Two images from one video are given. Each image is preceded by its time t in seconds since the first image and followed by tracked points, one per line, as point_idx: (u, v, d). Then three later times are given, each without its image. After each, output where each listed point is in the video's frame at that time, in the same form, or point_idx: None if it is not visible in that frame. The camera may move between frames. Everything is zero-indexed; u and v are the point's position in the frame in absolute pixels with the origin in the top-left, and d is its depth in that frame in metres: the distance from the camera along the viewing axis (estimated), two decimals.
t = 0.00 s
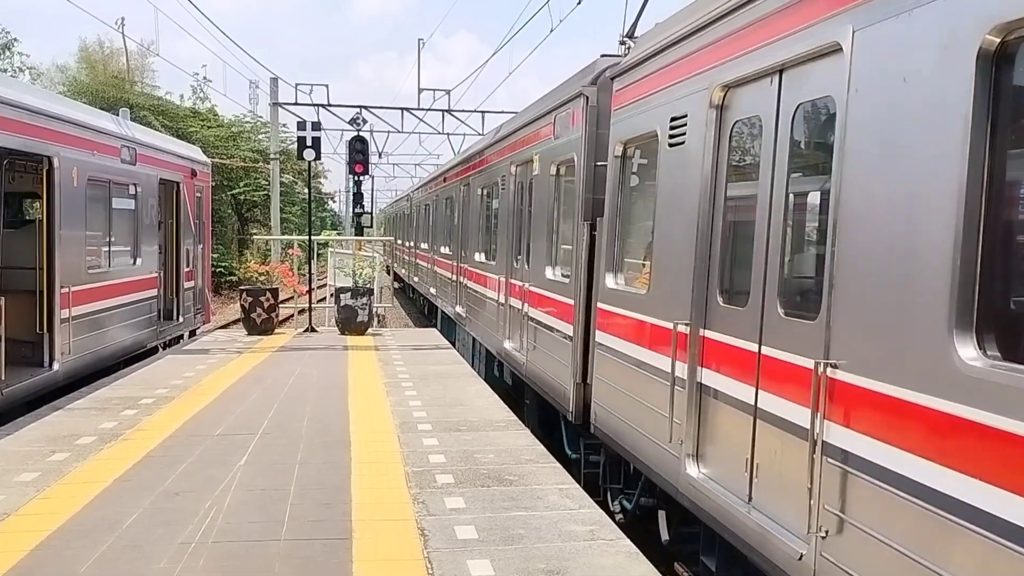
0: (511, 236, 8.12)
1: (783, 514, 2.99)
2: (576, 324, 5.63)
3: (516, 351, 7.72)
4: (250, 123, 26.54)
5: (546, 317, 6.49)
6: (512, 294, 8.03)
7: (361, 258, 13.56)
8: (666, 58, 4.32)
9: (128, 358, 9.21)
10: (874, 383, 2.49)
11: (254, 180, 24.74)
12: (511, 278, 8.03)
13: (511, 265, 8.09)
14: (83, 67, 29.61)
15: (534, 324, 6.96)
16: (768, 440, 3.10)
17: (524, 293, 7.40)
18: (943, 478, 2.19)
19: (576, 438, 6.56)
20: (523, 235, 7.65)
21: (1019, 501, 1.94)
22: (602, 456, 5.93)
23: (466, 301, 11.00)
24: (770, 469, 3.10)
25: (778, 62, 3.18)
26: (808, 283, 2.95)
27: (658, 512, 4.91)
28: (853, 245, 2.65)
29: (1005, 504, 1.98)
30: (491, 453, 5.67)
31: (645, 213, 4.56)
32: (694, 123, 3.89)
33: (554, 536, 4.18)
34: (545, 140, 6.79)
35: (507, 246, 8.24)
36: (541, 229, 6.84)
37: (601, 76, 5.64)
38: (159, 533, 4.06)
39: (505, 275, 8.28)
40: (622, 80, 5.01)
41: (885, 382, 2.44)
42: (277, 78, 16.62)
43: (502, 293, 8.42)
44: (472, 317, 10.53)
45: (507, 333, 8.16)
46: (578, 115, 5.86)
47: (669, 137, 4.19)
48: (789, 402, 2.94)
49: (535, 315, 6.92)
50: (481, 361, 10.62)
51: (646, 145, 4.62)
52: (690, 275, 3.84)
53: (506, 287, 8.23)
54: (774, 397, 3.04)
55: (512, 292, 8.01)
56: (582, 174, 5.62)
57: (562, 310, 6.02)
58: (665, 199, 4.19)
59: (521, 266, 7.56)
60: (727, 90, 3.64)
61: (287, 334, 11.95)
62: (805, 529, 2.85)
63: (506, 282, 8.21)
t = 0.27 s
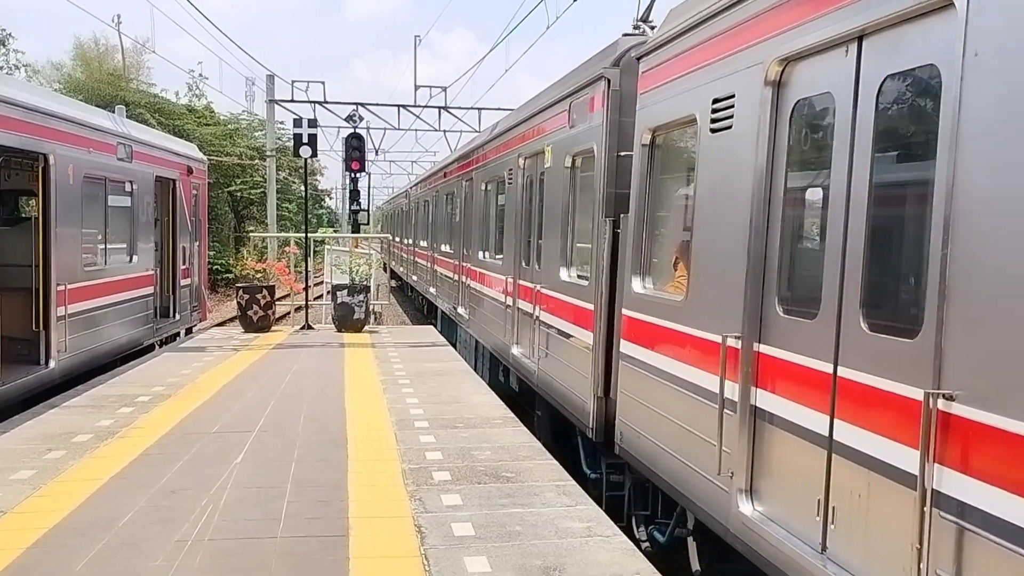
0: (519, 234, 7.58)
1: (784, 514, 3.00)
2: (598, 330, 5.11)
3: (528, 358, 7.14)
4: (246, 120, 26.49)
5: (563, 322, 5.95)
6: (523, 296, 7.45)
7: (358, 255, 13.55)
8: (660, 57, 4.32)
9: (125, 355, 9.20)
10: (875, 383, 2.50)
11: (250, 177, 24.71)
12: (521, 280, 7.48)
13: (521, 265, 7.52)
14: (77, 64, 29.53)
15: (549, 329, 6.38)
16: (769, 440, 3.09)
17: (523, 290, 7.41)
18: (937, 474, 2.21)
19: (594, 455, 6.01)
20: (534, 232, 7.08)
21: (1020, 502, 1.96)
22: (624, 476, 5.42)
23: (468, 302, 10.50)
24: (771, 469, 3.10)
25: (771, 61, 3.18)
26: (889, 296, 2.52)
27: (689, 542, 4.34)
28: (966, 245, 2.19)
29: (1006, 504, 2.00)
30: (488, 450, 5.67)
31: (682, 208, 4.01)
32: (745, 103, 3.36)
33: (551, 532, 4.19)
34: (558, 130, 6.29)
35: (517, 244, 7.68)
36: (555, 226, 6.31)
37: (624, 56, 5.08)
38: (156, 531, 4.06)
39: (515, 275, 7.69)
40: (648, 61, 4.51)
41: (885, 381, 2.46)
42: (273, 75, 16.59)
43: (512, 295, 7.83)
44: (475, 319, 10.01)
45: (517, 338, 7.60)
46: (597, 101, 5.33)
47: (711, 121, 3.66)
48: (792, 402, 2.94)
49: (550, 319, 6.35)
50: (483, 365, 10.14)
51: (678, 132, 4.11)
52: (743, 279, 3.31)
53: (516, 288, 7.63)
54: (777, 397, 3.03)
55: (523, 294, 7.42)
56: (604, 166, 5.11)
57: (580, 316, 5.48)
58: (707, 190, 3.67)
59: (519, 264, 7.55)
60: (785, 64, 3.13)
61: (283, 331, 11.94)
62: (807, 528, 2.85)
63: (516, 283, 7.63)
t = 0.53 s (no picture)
0: (533, 232, 7.02)
1: (772, 513, 2.96)
2: (627, 337, 4.56)
3: (542, 368, 6.57)
4: (245, 120, 26.48)
5: (582, 330, 5.41)
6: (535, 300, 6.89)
7: (357, 254, 13.55)
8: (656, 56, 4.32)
9: (124, 354, 9.20)
10: (872, 379, 2.47)
11: (249, 176, 24.71)
12: (533, 282, 6.94)
13: (533, 265, 6.98)
14: (76, 63, 29.52)
15: (566, 336, 5.83)
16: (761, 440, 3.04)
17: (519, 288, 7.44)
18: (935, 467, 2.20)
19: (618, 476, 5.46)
20: (547, 231, 6.55)
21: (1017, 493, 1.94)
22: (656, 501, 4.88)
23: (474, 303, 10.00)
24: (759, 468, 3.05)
25: (768, 59, 3.17)
26: None
27: None
28: None
29: (1002, 495, 1.98)
30: (487, 448, 5.67)
31: (740, 200, 3.41)
32: (816, 80, 2.84)
33: (549, 530, 4.19)
34: (577, 119, 5.71)
35: (529, 243, 7.12)
36: (573, 224, 5.74)
37: (656, 34, 4.52)
38: (155, 530, 4.06)
39: (526, 277, 7.15)
40: (683, 40, 4.02)
41: (881, 377, 2.43)
42: (272, 75, 16.59)
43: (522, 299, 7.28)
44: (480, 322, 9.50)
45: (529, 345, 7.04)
46: (625, 86, 4.76)
47: (771, 102, 3.14)
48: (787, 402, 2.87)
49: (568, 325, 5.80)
50: (488, 369, 9.69)
51: (723, 116, 3.59)
52: (814, 285, 2.79)
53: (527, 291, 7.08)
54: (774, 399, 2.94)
55: (535, 297, 6.87)
56: (633, 158, 4.57)
57: (605, 323, 4.93)
58: (768, 179, 3.14)
59: (518, 261, 7.54)
60: (867, 31, 2.62)
61: (282, 330, 11.94)
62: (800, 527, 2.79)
63: (527, 286, 7.09)
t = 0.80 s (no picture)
0: (549, 232, 6.46)
1: (780, 515, 2.95)
2: (664, 346, 4.00)
3: (560, 378, 5.99)
4: (244, 119, 26.49)
5: (609, 338, 4.84)
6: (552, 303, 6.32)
7: (357, 253, 13.54)
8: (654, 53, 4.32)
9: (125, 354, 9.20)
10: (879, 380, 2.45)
11: (249, 175, 24.71)
12: (549, 284, 6.37)
13: (549, 266, 6.42)
14: (75, 63, 29.52)
15: (590, 345, 5.26)
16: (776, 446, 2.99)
17: (520, 285, 7.44)
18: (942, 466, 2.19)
19: (653, 499, 4.89)
20: (564, 228, 6.01)
21: None
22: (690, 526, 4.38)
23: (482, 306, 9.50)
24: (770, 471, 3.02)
25: (770, 55, 3.18)
26: None
27: None
28: None
29: (1011, 493, 1.99)
30: (488, 446, 5.67)
31: (799, 197, 3.03)
32: (917, 50, 2.37)
33: (551, 528, 4.19)
34: (599, 107, 5.19)
35: (545, 242, 6.55)
36: (597, 223, 5.18)
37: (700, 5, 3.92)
38: (157, 529, 4.06)
39: (541, 278, 6.59)
40: (730, 11, 3.53)
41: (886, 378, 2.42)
42: (272, 74, 16.60)
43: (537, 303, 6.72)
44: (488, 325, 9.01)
45: (544, 352, 6.48)
46: (658, 66, 4.21)
47: (850, 78, 2.70)
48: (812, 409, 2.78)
49: (591, 333, 5.23)
50: (496, 374, 9.24)
51: (787, 96, 3.12)
52: (919, 295, 2.32)
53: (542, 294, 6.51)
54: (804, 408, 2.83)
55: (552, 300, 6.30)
56: (670, 148, 4.02)
57: (636, 332, 4.37)
58: (852, 168, 2.67)
59: (519, 259, 7.53)
60: None
61: (283, 329, 11.93)
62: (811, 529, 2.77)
63: (543, 289, 6.52)
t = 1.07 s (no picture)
0: (565, 232, 5.96)
1: (776, 513, 2.95)
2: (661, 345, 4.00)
3: (579, 391, 5.48)
4: (244, 120, 26.51)
5: (638, 350, 4.33)
6: (568, 309, 5.83)
7: (357, 253, 13.54)
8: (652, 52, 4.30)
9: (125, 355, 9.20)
10: (886, 381, 2.41)
11: (249, 175, 24.72)
12: (566, 288, 5.88)
13: (565, 269, 5.93)
14: (74, 64, 29.53)
15: (613, 356, 4.75)
16: (781, 447, 2.91)
17: (522, 284, 7.41)
18: (936, 466, 2.18)
19: (686, 527, 4.42)
20: (583, 228, 5.52)
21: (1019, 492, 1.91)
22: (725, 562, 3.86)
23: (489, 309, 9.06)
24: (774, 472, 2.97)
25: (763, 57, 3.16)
26: None
27: None
28: None
29: (1005, 495, 1.95)
30: (489, 446, 5.67)
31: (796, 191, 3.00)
32: None
33: (551, 528, 4.19)
34: (625, 96, 4.69)
35: (560, 243, 6.06)
36: (621, 222, 4.68)
37: None
38: (157, 530, 4.06)
39: (555, 281, 6.09)
40: None
41: (891, 377, 2.39)
42: (271, 74, 16.61)
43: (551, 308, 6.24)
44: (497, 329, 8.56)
45: (560, 361, 6.00)
46: (696, 46, 3.72)
47: (955, 46, 2.22)
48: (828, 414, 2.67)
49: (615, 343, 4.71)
50: (503, 378, 8.87)
51: (859, 73, 2.68)
52: None
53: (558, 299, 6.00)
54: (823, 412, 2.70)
55: (568, 306, 5.80)
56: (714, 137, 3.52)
57: (672, 344, 3.88)
58: (959, 149, 2.18)
59: (523, 257, 7.54)
60: None
61: (283, 329, 11.93)
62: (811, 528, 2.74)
63: (558, 293, 6.03)
